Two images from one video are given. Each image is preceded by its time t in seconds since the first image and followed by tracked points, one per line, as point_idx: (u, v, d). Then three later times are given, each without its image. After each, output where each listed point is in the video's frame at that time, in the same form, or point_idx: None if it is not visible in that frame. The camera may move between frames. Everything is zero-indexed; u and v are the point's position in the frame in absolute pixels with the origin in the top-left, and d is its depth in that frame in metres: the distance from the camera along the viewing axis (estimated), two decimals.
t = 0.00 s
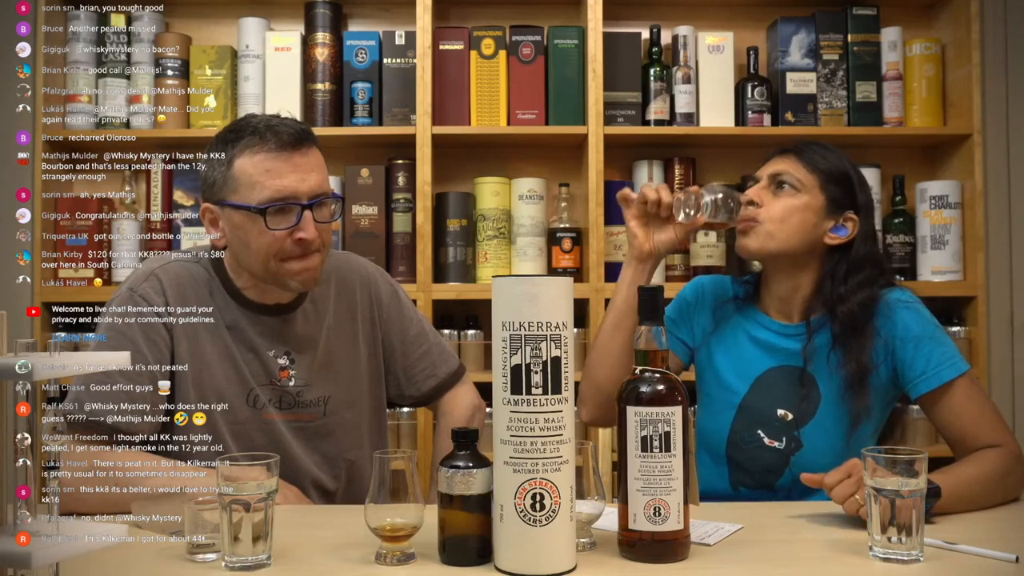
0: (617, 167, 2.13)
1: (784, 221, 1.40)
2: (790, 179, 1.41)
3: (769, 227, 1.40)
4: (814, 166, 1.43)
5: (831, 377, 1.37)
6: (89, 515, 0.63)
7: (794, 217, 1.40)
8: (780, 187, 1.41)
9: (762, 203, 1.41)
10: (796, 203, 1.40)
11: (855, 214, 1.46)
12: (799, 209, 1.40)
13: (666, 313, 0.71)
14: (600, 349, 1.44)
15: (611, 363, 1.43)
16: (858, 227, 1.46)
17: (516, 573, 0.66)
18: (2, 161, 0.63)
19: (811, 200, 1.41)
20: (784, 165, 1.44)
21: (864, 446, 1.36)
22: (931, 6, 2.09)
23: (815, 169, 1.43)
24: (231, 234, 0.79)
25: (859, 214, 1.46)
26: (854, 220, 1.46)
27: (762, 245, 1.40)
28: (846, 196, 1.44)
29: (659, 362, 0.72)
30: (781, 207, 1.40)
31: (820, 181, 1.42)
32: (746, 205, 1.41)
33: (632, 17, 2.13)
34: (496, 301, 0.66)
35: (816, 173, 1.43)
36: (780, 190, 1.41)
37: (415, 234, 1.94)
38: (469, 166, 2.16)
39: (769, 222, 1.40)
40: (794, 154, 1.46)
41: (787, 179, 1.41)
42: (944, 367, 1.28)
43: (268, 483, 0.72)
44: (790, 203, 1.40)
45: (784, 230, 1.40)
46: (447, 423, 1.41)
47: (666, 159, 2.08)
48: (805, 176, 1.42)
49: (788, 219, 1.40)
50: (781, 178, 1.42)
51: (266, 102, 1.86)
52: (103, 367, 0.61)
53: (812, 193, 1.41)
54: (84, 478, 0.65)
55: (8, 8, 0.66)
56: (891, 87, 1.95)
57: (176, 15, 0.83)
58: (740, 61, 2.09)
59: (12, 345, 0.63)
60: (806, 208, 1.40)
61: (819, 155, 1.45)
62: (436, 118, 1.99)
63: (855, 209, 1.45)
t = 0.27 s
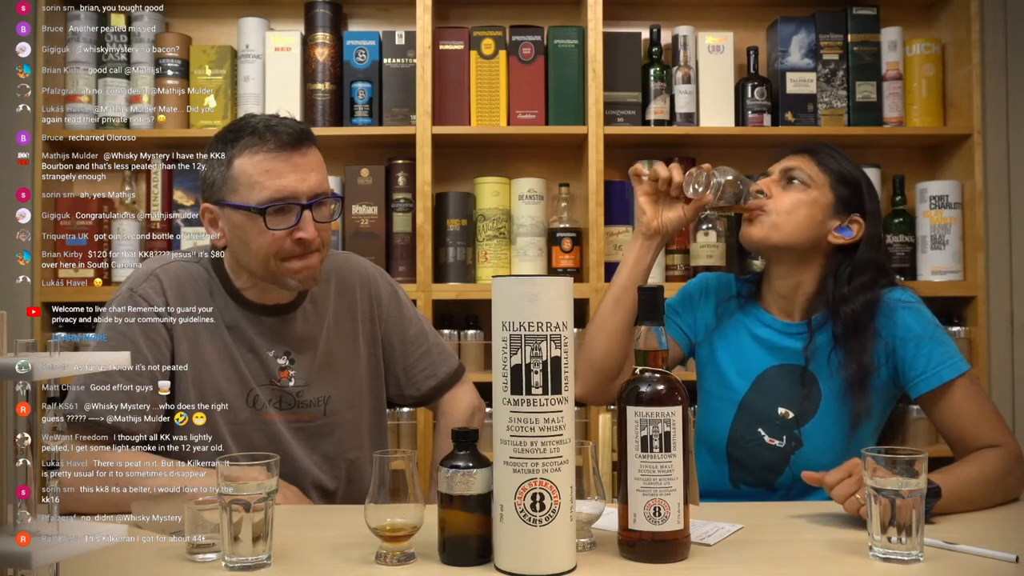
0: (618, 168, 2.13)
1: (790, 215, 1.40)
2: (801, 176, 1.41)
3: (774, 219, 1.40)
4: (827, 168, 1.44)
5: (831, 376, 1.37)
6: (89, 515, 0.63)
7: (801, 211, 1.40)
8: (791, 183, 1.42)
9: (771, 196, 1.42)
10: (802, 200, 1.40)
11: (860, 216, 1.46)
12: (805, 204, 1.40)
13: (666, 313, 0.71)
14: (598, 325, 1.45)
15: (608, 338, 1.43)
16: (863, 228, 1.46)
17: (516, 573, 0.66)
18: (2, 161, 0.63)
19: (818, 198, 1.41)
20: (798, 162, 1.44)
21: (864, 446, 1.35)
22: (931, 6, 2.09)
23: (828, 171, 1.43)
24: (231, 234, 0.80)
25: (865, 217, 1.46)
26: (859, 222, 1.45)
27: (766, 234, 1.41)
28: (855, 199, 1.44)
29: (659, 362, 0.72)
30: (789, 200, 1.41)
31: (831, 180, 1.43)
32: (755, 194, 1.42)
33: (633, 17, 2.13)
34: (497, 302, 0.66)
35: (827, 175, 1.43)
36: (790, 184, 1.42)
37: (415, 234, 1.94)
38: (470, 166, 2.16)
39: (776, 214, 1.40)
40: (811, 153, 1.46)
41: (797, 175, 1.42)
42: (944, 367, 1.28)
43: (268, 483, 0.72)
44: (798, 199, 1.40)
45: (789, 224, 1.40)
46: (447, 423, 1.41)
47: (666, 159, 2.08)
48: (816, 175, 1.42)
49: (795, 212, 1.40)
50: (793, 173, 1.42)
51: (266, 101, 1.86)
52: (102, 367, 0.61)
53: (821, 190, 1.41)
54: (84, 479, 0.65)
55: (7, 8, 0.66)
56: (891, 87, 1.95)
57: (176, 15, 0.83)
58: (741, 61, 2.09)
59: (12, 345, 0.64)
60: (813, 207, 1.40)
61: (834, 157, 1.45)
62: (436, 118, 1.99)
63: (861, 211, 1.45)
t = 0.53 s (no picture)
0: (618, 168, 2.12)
1: (792, 216, 1.40)
2: (802, 175, 1.42)
3: (775, 218, 1.40)
4: (830, 167, 1.43)
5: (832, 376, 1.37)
6: (89, 515, 0.63)
7: (802, 211, 1.40)
8: (794, 181, 1.42)
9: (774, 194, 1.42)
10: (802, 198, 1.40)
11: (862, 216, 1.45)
12: (807, 203, 1.40)
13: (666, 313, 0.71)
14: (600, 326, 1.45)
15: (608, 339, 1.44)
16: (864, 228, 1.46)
17: (516, 573, 0.66)
18: (2, 161, 0.63)
19: (821, 198, 1.41)
20: (801, 162, 1.44)
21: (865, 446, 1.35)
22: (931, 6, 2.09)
23: (832, 170, 1.43)
24: (231, 234, 0.80)
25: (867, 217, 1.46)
26: (861, 222, 1.45)
27: (767, 232, 1.40)
28: (859, 200, 1.44)
29: (659, 362, 0.72)
30: (791, 199, 1.41)
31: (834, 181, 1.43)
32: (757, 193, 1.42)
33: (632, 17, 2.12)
34: (497, 302, 0.66)
35: (829, 174, 1.43)
36: (792, 184, 1.42)
37: (415, 234, 1.94)
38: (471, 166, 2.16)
39: (778, 213, 1.40)
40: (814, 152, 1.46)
41: (800, 174, 1.42)
42: (944, 367, 1.28)
43: (268, 483, 0.72)
44: (800, 198, 1.40)
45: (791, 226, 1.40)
46: (447, 423, 1.41)
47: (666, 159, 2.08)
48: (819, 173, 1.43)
49: (797, 211, 1.40)
50: (796, 172, 1.42)
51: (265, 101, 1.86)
52: (102, 366, 0.61)
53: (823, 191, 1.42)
54: (84, 479, 0.65)
55: (8, 8, 0.66)
56: (892, 86, 1.95)
57: (176, 15, 0.83)
58: (740, 61, 2.08)
59: (12, 345, 0.63)
60: (815, 206, 1.41)
61: (836, 154, 1.46)
62: (436, 118, 2.00)
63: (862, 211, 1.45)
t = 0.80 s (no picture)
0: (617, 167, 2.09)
1: (789, 226, 1.37)
2: (792, 182, 1.39)
3: (773, 232, 1.37)
4: (816, 167, 1.40)
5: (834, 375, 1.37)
6: (89, 514, 0.64)
7: (800, 222, 1.38)
8: (784, 191, 1.38)
9: (767, 207, 1.38)
10: (801, 206, 1.37)
11: (859, 213, 1.45)
12: (805, 211, 1.37)
13: (666, 313, 0.71)
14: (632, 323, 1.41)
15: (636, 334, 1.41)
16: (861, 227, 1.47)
17: (516, 573, 0.66)
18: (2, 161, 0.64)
19: (817, 202, 1.38)
20: (786, 167, 1.41)
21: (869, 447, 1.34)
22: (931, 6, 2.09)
23: (817, 169, 1.41)
24: (229, 231, 0.77)
25: (862, 214, 1.46)
26: (858, 220, 1.45)
27: (767, 247, 1.37)
28: (851, 196, 1.42)
29: (659, 361, 0.72)
30: (787, 210, 1.37)
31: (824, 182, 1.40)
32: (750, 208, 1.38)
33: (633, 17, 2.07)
34: (496, 302, 0.66)
35: (817, 175, 1.40)
36: (784, 194, 1.38)
37: (415, 234, 1.94)
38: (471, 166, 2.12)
39: (776, 227, 1.37)
40: (793, 154, 1.43)
41: (789, 182, 1.39)
42: (944, 365, 1.28)
43: (268, 483, 0.72)
44: (796, 207, 1.37)
45: (788, 236, 1.37)
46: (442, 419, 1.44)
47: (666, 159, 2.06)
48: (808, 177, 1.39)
49: (795, 223, 1.37)
50: (785, 181, 1.39)
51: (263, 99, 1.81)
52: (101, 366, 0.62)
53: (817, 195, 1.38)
54: (84, 479, 0.64)
55: (7, 7, 0.66)
56: (892, 87, 1.96)
57: (177, 15, 0.83)
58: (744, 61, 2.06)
59: (12, 345, 0.64)
60: (812, 211, 1.38)
61: (816, 152, 1.43)
62: (436, 118, 2.00)
63: (858, 209, 1.44)
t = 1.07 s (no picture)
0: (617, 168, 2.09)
1: (792, 248, 1.29)
2: (787, 202, 1.30)
3: (780, 258, 1.28)
4: (799, 175, 1.33)
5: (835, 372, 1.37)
6: (89, 515, 0.66)
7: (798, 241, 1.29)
8: (780, 213, 1.29)
9: (768, 233, 1.27)
10: (802, 224, 1.29)
11: (855, 212, 1.43)
12: (805, 228, 1.30)
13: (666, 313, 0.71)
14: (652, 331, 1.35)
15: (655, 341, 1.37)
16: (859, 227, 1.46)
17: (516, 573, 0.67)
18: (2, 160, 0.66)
19: (814, 217, 1.31)
20: (772, 183, 1.32)
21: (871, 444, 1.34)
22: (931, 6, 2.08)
23: (798, 176, 1.33)
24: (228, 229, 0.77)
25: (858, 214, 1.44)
26: (855, 220, 1.43)
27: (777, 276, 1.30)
28: (838, 199, 1.36)
29: (658, 361, 0.72)
30: (787, 231, 1.27)
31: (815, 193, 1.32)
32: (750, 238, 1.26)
33: (633, 18, 2.01)
34: (496, 302, 0.66)
35: (806, 187, 1.32)
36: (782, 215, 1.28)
37: (415, 234, 1.93)
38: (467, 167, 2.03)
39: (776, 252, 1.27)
40: (770, 166, 1.34)
41: (783, 203, 1.29)
42: (945, 362, 1.30)
43: (268, 483, 0.72)
44: (795, 227, 1.28)
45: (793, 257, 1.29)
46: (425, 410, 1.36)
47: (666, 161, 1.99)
48: (798, 190, 1.32)
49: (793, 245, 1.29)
50: (778, 203, 1.30)
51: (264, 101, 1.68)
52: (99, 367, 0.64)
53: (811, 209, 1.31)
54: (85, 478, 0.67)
55: (8, 8, 0.67)
56: (891, 87, 2.00)
57: (176, 15, 0.83)
58: (740, 61, 1.93)
59: (12, 345, 0.65)
60: (810, 227, 1.31)
61: (796, 158, 1.35)
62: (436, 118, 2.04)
63: (855, 209, 1.42)
